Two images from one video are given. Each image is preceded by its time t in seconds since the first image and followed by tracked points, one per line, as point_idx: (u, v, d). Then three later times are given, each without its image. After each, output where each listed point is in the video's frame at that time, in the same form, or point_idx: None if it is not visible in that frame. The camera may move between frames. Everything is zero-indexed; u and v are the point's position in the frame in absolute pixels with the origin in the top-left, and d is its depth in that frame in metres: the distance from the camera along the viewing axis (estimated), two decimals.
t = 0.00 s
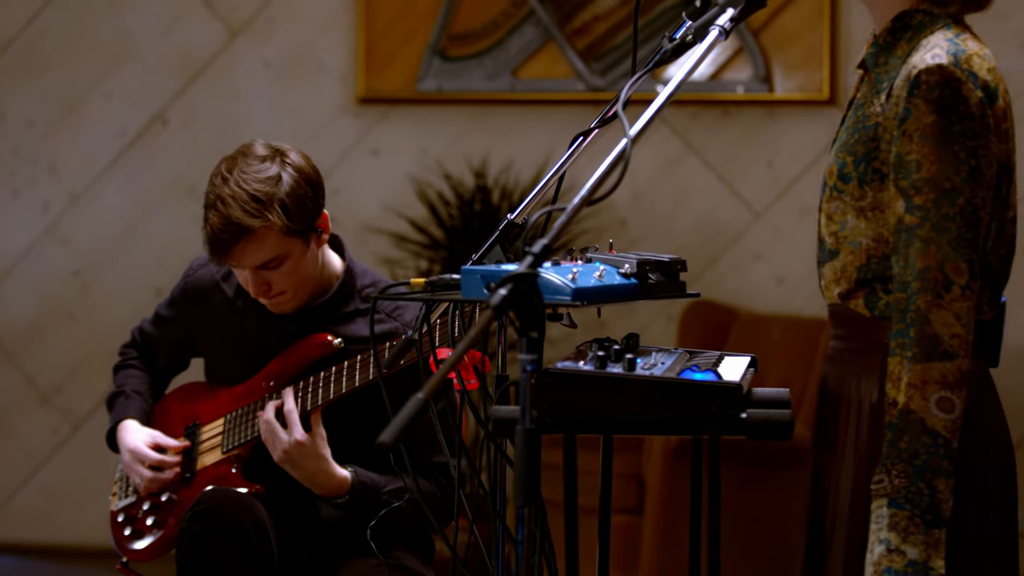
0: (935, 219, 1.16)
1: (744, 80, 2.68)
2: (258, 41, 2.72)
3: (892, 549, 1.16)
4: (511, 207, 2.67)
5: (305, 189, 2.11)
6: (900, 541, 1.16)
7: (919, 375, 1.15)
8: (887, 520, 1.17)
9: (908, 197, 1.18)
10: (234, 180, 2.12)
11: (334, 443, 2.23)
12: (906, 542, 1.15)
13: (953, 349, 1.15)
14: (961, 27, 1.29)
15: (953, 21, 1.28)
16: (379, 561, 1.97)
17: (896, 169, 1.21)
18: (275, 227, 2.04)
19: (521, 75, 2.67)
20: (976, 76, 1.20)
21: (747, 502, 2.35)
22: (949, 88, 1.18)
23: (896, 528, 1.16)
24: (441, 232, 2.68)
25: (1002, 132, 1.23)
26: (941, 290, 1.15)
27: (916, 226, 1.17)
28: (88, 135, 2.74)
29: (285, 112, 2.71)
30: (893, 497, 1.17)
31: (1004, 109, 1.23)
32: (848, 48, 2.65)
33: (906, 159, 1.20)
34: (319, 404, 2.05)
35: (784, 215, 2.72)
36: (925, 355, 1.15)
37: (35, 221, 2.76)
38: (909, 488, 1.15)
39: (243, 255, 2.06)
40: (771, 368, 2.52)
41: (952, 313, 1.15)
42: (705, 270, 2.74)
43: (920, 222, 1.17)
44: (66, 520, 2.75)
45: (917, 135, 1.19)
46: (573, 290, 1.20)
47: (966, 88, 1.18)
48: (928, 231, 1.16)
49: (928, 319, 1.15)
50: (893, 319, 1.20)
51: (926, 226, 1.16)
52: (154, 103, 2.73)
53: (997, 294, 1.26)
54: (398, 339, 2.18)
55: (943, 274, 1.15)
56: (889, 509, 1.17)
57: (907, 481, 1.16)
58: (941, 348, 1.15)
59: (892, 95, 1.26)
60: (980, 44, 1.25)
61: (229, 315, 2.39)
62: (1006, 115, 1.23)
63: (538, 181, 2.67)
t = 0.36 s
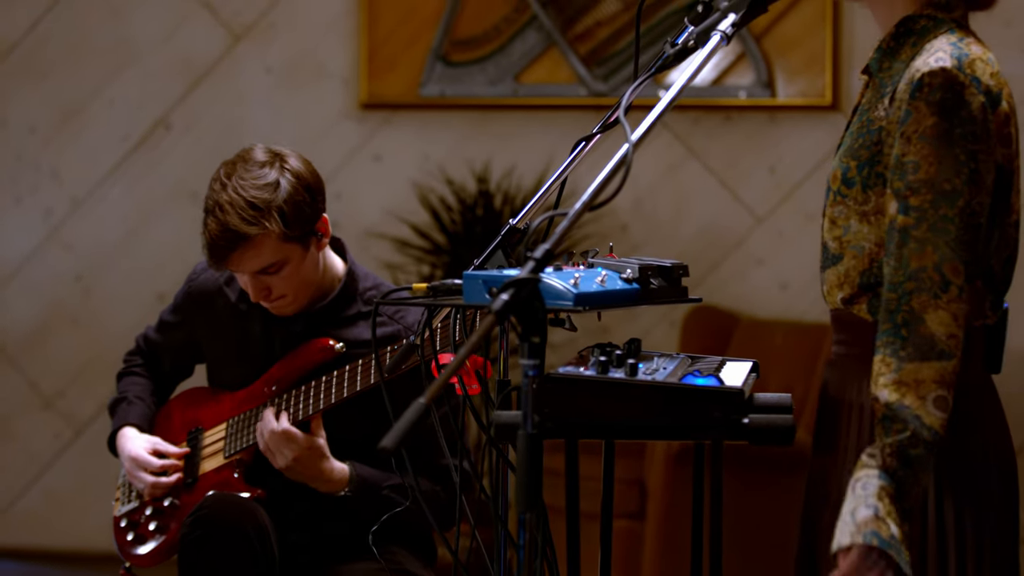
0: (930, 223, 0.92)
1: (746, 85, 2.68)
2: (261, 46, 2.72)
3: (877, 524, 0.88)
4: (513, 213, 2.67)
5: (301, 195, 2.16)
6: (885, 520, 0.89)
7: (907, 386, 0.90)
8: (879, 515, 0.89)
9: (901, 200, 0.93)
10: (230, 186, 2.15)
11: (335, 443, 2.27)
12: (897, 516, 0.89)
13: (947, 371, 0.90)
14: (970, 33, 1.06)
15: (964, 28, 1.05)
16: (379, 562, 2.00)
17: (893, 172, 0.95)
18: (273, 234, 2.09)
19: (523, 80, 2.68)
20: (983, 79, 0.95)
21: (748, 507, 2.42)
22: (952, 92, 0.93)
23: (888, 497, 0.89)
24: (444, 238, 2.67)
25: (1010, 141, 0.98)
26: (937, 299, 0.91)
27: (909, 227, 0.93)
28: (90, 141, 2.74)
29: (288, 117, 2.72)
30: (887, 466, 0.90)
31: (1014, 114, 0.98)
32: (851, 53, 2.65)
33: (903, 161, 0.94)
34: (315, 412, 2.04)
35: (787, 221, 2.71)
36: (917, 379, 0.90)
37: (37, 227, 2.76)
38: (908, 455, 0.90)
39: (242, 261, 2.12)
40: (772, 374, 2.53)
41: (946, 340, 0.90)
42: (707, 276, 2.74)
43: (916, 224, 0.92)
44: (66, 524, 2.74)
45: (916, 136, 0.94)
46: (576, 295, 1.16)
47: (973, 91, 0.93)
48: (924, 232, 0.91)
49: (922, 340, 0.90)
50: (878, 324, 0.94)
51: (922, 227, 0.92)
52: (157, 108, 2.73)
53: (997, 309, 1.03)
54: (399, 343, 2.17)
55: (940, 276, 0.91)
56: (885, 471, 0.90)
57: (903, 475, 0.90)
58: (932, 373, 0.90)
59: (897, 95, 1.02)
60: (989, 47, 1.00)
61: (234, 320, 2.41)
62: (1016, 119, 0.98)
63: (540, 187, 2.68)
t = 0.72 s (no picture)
0: (942, 228, 1.15)
1: (744, 94, 2.68)
2: (259, 55, 2.73)
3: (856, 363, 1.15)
4: (511, 222, 2.67)
5: (299, 200, 2.32)
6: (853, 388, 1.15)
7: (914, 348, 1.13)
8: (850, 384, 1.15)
9: (914, 207, 1.17)
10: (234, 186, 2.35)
11: (331, 452, 2.31)
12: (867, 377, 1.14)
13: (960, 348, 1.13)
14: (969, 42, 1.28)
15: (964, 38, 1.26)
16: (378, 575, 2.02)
17: (904, 181, 1.20)
18: (274, 235, 2.26)
19: (521, 89, 2.68)
20: (985, 91, 1.19)
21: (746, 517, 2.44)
22: (959, 103, 1.17)
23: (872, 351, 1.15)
24: (441, 247, 2.67)
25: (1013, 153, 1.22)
26: (947, 297, 1.14)
27: (921, 236, 1.16)
28: (87, 150, 2.74)
29: (286, 126, 2.72)
30: (865, 355, 1.14)
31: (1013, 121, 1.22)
32: (849, 62, 2.65)
33: (913, 171, 1.19)
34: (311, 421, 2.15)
35: (785, 229, 2.71)
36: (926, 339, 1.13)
37: (35, 236, 2.76)
38: (894, 356, 1.14)
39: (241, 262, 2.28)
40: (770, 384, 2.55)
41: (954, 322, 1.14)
42: (705, 284, 2.73)
43: (927, 232, 1.16)
44: (62, 535, 2.74)
45: (926, 146, 1.18)
46: (572, 305, 1.29)
47: (975, 102, 1.17)
48: (936, 240, 1.15)
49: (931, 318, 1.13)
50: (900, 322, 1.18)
51: (933, 236, 1.16)
52: (155, 117, 2.73)
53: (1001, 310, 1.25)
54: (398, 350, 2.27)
55: (951, 284, 1.14)
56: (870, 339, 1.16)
57: (882, 383, 1.14)
58: (947, 345, 1.13)
59: (900, 108, 1.24)
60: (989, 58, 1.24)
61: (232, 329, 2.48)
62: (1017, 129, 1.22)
63: (538, 196, 2.67)
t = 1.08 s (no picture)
0: (939, 241, 1.19)
1: (738, 110, 2.68)
2: (252, 72, 2.72)
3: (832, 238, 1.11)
4: (505, 239, 2.68)
5: (295, 226, 2.34)
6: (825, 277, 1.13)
7: (905, 347, 1.16)
8: (824, 265, 1.12)
9: (913, 224, 1.21)
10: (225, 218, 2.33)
11: (325, 473, 2.30)
12: (837, 269, 1.12)
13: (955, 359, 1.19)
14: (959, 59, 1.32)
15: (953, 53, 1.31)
16: None
17: (901, 197, 1.23)
18: (270, 263, 2.29)
19: (515, 105, 2.69)
20: (977, 105, 1.22)
21: (740, 534, 2.46)
22: (953, 119, 1.20)
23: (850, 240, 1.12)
24: (436, 263, 2.68)
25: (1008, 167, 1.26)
26: (946, 313, 1.18)
27: (923, 251, 1.20)
28: (82, 167, 2.74)
29: (280, 143, 2.72)
30: (841, 253, 1.12)
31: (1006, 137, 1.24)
32: (843, 79, 2.66)
33: (910, 188, 1.22)
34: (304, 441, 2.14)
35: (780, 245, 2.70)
36: (921, 335, 1.16)
37: (30, 253, 2.77)
38: (875, 278, 1.14)
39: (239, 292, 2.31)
40: (763, 401, 2.61)
41: (952, 336, 1.18)
42: (699, 301, 2.72)
43: (926, 249, 1.19)
44: (57, 552, 2.74)
45: (921, 162, 1.21)
46: (565, 324, 1.30)
47: (968, 118, 1.20)
48: (937, 255, 1.19)
49: (928, 326, 1.17)
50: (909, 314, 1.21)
51: (933, 251, 1.19)
52: (149, 135, 2.73)
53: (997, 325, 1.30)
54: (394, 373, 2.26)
55: (954, 298, 1.18)
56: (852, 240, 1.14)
57: (856, 301, 1.14)
58: (943, 353, 1.18)
59: (893, 123, 1.27)
60: (980, 73, 1.27)
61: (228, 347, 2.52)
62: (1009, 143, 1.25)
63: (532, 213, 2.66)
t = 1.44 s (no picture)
0: (920, 275, 1.22)
1: (725, 137, 2.68)
2: (240, 100, 2.74)
3: (836, 236, 1.17)
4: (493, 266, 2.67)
5: (285, 249, 2.37)
6: (820, 275, 1.17)
7: (876, 359, 1.19)
8: (820, 258, 1.17)
9: (895, 257, 1.23)
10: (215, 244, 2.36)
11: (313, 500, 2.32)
12: (834, 264, 1.16)
13: (926, 389, 1.22)
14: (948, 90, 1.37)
15: (943, 83, 1.36)
16: None
17: (884, 230, 1.25)
18: (259, 286, 2.30)
19: (503, 132, 2.68)
20: (964, 140, 1.25)
21: (726, 560, 2.46)
22: (939, 154, 1.24)
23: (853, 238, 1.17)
24: (424, 290, 2.67)
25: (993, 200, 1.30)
26: (923, 342, 1.22)
27: (902, 285, 1.23)
28: (71, 195, 2.76)
29: (268, 170, 2.73)
30: (838, 251, 1.16)
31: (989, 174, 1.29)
32: (831, 106, 2.66)
33: (893, 223, 1.25)
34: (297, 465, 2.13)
35: (768, 272, 2.68)
36: (897, 354, 1.20)
37: (19, 280, 2.78)
38: (868, 285, 1.18)
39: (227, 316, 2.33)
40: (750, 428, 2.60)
41: (925, 364, 1.22)
42: (686, 329, 2.71)
43: (906, 284, 1.23)
44: None
45: (904, 196, 1.24)
46: (552, 352, 1.25)
47: (954, 154, 1.24)
48: (915, 288, 1.22)
49: (904, 353, 1.20)
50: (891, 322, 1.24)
51: (912, 286, 1.22)
52: (137, 162, 2.75)
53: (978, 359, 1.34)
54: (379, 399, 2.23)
55: (930, 328, 1.21)
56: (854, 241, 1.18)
57: (843, 301, 1.18)
58: (913, 380, 1.21)
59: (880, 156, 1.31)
60: (968, 106, 1.31)
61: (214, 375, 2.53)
62: (995, 180, 1.30)
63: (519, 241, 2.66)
